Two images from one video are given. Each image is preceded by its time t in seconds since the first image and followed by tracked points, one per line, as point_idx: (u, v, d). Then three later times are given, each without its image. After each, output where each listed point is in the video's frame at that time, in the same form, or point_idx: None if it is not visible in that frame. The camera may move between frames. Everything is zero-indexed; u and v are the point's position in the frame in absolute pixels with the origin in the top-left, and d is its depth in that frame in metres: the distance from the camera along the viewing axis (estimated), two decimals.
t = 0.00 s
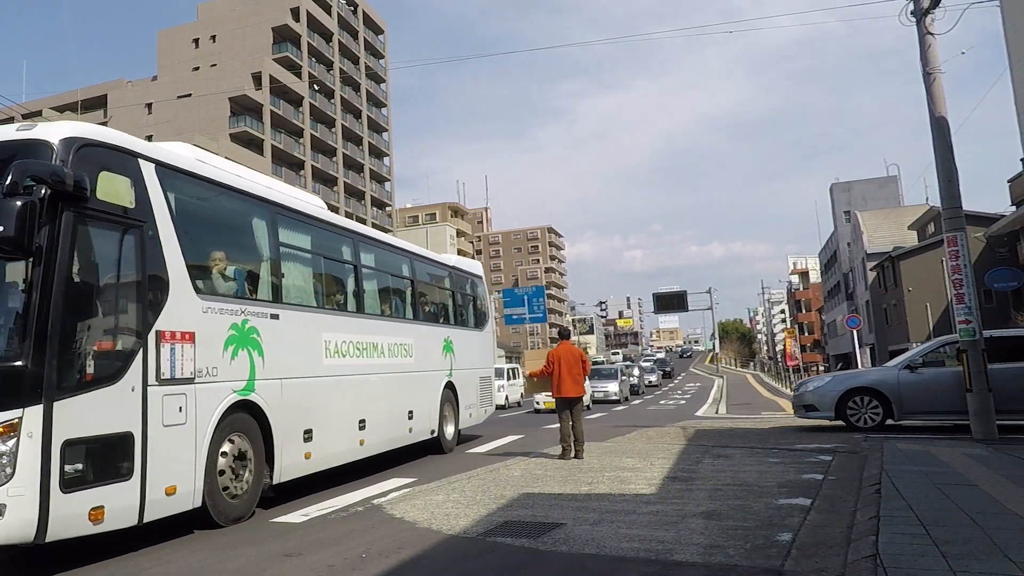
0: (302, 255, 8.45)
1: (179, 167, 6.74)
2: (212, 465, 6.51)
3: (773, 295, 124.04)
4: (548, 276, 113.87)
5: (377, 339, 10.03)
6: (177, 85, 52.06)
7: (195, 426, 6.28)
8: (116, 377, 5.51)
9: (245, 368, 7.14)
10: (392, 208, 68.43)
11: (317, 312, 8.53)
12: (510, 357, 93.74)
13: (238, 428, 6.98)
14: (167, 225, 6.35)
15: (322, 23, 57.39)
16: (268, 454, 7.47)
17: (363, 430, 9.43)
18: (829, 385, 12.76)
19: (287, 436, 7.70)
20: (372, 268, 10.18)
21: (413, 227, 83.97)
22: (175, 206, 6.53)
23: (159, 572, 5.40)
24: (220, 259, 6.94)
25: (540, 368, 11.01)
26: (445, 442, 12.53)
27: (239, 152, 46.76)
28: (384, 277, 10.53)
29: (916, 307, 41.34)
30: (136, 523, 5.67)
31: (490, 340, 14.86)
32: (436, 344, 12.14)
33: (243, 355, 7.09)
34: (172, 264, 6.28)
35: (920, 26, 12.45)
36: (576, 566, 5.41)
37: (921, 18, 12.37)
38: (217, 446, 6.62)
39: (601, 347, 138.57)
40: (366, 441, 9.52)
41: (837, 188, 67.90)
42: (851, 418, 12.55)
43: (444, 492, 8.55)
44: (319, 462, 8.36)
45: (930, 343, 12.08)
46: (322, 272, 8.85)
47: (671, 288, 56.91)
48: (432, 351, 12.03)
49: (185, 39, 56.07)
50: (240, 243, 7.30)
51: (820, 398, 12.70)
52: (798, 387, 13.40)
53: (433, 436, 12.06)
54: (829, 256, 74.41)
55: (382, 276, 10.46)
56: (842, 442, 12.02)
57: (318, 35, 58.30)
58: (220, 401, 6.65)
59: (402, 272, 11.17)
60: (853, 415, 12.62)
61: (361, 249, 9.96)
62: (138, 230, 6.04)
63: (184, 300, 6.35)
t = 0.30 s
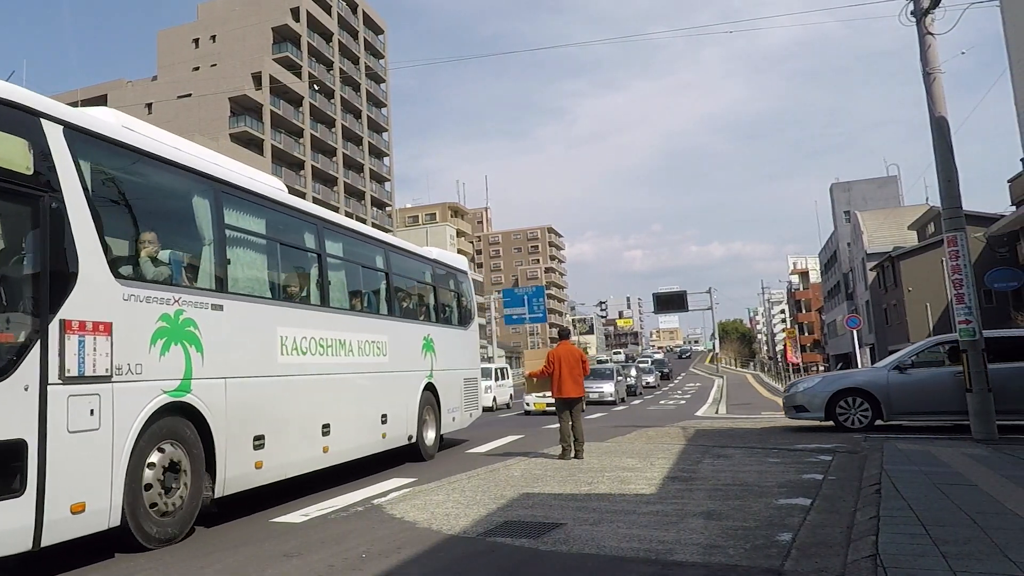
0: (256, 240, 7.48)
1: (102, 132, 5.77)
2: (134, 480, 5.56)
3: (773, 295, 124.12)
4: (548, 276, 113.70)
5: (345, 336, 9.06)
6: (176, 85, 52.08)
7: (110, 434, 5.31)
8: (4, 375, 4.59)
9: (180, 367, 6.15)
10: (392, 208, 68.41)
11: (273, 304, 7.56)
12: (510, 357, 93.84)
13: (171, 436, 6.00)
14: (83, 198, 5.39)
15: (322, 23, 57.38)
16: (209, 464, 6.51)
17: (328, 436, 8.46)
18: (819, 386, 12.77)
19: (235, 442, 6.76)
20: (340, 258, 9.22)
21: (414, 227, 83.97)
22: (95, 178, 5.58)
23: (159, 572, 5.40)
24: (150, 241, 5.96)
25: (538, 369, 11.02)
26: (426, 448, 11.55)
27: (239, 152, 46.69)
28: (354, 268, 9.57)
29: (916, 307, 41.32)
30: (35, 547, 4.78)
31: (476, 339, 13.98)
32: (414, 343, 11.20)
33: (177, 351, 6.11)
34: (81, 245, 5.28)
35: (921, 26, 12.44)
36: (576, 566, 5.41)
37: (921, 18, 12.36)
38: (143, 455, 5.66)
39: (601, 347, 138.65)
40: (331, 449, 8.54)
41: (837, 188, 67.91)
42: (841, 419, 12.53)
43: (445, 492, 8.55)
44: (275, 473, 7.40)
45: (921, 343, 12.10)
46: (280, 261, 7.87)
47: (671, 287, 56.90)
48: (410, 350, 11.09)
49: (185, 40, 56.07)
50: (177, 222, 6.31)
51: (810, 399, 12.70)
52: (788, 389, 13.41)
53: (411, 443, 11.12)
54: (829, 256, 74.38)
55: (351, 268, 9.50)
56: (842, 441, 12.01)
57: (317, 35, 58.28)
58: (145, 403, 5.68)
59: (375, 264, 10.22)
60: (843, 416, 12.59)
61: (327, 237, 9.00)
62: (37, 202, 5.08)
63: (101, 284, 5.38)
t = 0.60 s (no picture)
0: (202, 223, 6.53)
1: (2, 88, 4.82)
2: (31, 495, 4.64)
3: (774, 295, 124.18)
4: (548, 276, 113.54)
5: (311, 334, 8.09)
6: (176, 86, 52.08)
7: (4, 433, 4.46)
8: None
9: (100, 365, 5.22)
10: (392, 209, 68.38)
11: (219, 295, 6.56)
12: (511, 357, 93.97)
13: (89, 446, 5.09)
14: None
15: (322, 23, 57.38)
16: (137, 474, 5.57)
17: (286, 443, 7.47)
18: (807, 387, 12.82)
19: (169, 453, 5.81)
20: (305, 248, 8.26)
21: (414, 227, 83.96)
22: None
23: (157, 571, 5.38)
24: (66, 218, 5.10)
25: (539, 368, 10.99)
26: (404, 456, 10.53)
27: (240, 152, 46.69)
28: (322, 259, 8.61)
29: (916, 307, 41.31)
30: None
31: (462, 337, 13.07)
32: (391, 342, 10.19)
33: (95, 346, 5.18)
34: None
35: (921, 26, 12.44)
36: (576, 566, 5.41)
37: (921, 17, 12.35)
38: (48, 465, 4.76)
39: (600, 347, 138.77)
40: (292, 459, 7.58)
41: (837, 188, 67.93)
42: (828, 419, 12.56)
43: (445, 492, 8.55)
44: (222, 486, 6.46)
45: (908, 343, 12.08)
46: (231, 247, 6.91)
47: (671, 287, 56.90)
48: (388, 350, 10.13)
49: (185, 40, 56.09)
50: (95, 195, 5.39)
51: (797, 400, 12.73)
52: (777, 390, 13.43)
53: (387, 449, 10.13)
54: (829, 256, 74.38)
55: (319, 258, 8.53)
56: (842, 441, 12.01)
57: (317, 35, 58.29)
58: (51, 406, 4.78)
59: (347, 255, 9.26)
60: (831, 417, 12.62)
61: (292, 225, 8.05)
62: None
63: None
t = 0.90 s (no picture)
0: (141, 205, 5.86)
1: None
2: None
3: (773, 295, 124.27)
4: (548, 276, 113.37)
5: (274, 331, 7.39)
6: (176, 86, 52.16)
7: None
8: None
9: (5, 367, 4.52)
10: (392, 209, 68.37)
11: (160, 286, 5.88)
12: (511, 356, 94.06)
13: None
14: None
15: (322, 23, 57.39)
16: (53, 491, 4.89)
17: (242, 453, 6.75)
18: (794, 388, 12.86)
19: (98, 467, 5.13)
20: (267, 237, 7.58)
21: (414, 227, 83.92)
22: None
23: (157, 571, 5.40)
24: None
25: (538, 368, 10.98)
26: (381, 463, 9.83)
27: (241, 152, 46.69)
28: (286, 251, 7.93)
29: (916, 307, 41.32)
30: None
31: (447, 333, 12.38)
32: (366, 340, 9.47)
33: None
34: None
35: (921, 26, 12.43)
36: (575, 565, 5.41)
37: (921, 17, 12.35)
38: None
39: (600, 347, 138.95)
40: (249, 470, 6.85)
41: (837, 188, 67.99)
42: (815, 419, 12.57)
43: (446, 491, 8.55)
44: (162, 501, 5.77)
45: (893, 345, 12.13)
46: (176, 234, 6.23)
47: (671, 287, 56.93)
48: (365, 349, 9.43)
49: (185, 40, 56.14)
50: (2, 172, 4.72)
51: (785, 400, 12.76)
52: (766, 391, 13.44)
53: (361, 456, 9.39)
54: (829, 256, 74.39)
55: (283, 249, 7.85)
56: (842, 441, 12.00)
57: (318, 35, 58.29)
58: None
59: (316, 245, 8.56)
60: (818, 417, 12.64)
61: (250, 211, 7.38)
62: None
63: None
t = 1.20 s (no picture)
0: (73, 186, 5.19)
1: None
2: None
3: (773, 295, 124.33)
4: (548, 276, 113.25)
5: (233, 329, 6.71)
6: (176, 86, 52.18)
7: None
8: None
9: None
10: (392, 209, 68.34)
11: (93, 276, 5.22)
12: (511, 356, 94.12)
13: None
14: None
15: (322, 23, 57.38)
16: None
17: (192, 462, 6.07)
18: (782, 389, 12.87)
19: (20, 479, 4.54)
20: (227, 226, 6.91)
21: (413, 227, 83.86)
22: None
23: (158, 571, 5.40)
24: None
25: (539, 368, 11.00)
26: (356, 469, 9.18)
27: (241, 152, 46.66)
28: (251, 241, 7.26)
29: (916, 307, 41.31)
30: None
31: (432, 330, 11.69)
32: (342, 339, 8.78)
33: None
34: None
35: (921, 25, 12.42)
36: (574, 566, 5.41)
37: (921, 17, 12.35)
38: None
39: (600, 347, 138.97)
40: (200, 482, 6.18)
41: (837, 188, 68.00)
42: (803, 420, 12.52)
43: (446, 492, 8.54)
44: (96, 517, 5.14)
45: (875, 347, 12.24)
46: (116, 219, 5.56)
47: (670, 287, 56.91)
48: (340, 348, 8.76)
49: (185, 40, 56.14)
50: None
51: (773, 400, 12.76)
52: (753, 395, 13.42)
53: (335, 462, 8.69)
54: (829, 256, 74.38)
55: (245, 239, 7.17)
56: (842, 441, 12.00)
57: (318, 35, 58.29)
58: None
59: (285, 236, 7.89)
60: (805, 418, 12.60)
61: (208, 196, 6.71)
62: None
63: None
